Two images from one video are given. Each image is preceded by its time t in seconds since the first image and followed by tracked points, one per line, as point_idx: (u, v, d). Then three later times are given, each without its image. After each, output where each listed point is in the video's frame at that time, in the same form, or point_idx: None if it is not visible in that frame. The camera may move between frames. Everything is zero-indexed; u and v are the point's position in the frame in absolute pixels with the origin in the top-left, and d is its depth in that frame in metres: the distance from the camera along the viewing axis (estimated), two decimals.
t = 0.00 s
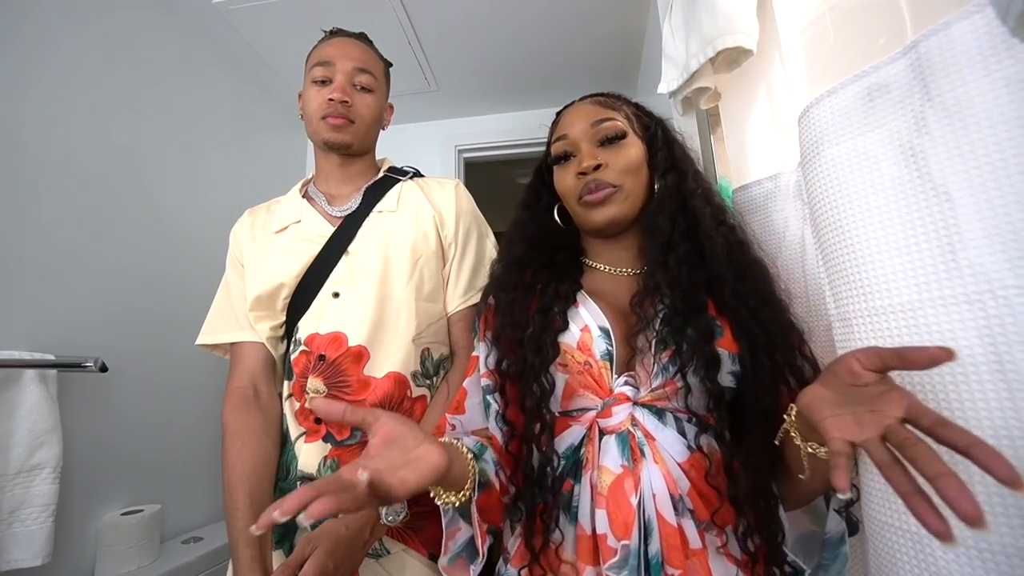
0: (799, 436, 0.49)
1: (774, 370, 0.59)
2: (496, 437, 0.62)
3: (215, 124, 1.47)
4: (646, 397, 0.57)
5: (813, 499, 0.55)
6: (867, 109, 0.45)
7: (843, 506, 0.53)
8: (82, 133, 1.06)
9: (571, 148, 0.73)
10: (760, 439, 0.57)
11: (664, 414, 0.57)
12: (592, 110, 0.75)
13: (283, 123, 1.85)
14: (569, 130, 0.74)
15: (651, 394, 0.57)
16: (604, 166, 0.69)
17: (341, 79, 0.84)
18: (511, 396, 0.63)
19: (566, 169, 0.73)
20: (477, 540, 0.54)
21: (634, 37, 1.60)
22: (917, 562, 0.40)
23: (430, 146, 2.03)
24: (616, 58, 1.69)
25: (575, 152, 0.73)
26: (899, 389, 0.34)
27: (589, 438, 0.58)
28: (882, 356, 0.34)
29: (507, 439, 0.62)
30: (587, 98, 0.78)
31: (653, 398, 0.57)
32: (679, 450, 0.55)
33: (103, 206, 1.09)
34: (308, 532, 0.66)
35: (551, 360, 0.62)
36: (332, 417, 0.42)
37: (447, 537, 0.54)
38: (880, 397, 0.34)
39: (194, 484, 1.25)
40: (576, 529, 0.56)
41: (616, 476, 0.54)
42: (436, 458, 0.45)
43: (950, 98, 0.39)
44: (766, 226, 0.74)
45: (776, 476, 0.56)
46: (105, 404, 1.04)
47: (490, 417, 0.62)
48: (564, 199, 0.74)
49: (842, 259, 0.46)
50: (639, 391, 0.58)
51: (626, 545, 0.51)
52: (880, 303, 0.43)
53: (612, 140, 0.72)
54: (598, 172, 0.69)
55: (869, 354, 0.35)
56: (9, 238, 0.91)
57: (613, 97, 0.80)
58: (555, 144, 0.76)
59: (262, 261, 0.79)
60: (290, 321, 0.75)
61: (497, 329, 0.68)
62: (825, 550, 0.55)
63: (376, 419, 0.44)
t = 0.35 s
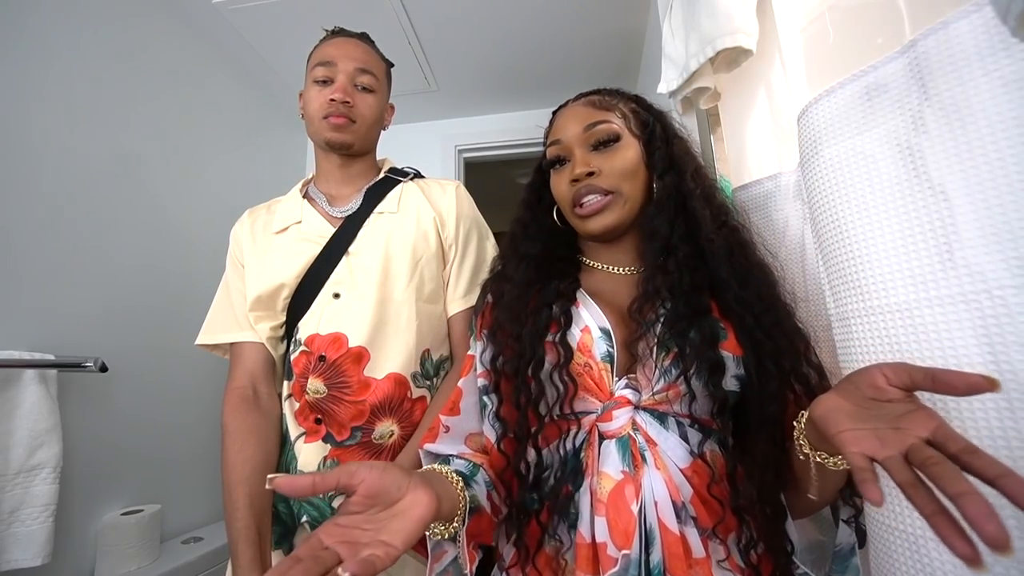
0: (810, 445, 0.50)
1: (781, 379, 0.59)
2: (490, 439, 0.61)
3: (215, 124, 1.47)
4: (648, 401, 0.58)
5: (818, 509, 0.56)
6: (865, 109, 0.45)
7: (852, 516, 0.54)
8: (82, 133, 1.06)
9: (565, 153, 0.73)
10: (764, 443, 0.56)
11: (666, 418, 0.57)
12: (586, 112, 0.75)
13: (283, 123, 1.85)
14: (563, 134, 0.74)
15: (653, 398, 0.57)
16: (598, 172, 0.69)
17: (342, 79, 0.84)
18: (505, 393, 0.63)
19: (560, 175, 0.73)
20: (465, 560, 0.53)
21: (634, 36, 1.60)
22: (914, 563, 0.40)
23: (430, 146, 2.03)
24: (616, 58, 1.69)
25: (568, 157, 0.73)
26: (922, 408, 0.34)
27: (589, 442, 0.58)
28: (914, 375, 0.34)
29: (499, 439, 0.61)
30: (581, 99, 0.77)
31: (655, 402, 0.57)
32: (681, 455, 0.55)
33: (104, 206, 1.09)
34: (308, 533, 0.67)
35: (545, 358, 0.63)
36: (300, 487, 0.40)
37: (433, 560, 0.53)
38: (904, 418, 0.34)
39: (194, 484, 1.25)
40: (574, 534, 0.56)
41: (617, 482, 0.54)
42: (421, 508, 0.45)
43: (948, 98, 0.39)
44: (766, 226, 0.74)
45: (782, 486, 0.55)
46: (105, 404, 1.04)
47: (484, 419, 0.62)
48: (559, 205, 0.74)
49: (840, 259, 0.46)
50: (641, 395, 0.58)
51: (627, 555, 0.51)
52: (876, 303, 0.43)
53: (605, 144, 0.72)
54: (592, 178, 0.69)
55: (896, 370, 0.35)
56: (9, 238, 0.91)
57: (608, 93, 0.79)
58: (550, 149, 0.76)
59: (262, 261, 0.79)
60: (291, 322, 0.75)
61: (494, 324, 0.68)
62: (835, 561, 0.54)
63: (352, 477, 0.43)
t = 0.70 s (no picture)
0: (830, 446, 0.48)
1: (785, 375, 0.59)
2: (480, 444, 0.60)
3: (215, 125, 1.47)
4: (652, 403, 0.57)
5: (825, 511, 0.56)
6: (864, 108, 0.44)
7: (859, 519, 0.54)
8: (83, 133, 1.06)
9: (573, 145, 0.72)
10: (772, 444, 0.56)
11: (670, 421, 0.57)
12: (596, 104, 0.74)
13: (283, 123, 1.85)
14: (571, 127, 0.73)
15: (657, 401, 0.57)
16: (609, 166, 0.68)
17: (341, 79, 0.84)
18: (502, 402, 0.62)
19: (566, 167, 0.71)
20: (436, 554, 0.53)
21: (634, 36, 1.59)
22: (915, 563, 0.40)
23: (430, 147, 2.03)
24: (616, 58, 1.69)
25: (576, 149, 0.71)
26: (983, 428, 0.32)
27: (592, 446, 0.58)
28: (980, 396, 0.33)
29: (495, 448, 0.60)
30: (590, 90, 0.76)
31: (659, 404, 0.57)
32: (686, 459, 0.55)
33: (104, 206, 1.09)
34: (304, 534, 0.68)
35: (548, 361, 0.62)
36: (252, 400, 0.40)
37: (401, 547, 0.52)
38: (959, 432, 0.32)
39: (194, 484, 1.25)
40: (578, 540, 0.56)
41: (622, 488, 0.54)
42: (371, 440, 0.43)
43: (948, 97, 0.38)
44: (767, 226, 0.74)
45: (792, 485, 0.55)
46: (105, 404, 1.04)
47: (475, 421, 0.61)
48: (562, 198, 0.72)
49: (840, 259, 0.46)
50: (645, 397, 0.58)
51: (634, 563, 0.51)
52: (875, 303, 0.43)
53: (615, 139, 0.71)
54: (602, 172, 0.68)
55: (960, 389, 0.34)
56: (9, 239, 0.91)
57: (613, 89, 0.79)
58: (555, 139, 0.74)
59: (261, 261, 0.79)
60: (288, 321, 0.75)
61: (491, 328, 0.67)
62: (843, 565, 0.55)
63: (308, 399, 0.42)
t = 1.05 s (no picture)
0: (835, 450, 0.47)
1: (787, 376, 0.59)
2: (477, 448, 0.61)
3: (215, 125, 1.47)
4: (650, 407, 0.57)
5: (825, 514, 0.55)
6: (864, 108, 0.44)
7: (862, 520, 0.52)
8: (83, 133, 1.06)
9: (582, 138, 0.71)
10: (773, 445, 0.56)
11: (669, 424, 0.57)
12: (606, 98, 0.74)
13: (283, 122, 1.85)
14: (581, 118, 0.72)
15: (656, 404, 0.57)
16: (617, 162, 0.68)
17: (338, 79, 0.84)
18: (499, 405, 0.62)
19: (572, 161, 0.71)
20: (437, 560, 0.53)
21: (635, 37, 1.59)
22: (915, 563, 0.40)
23: (430, 147, 2.03)
24: (616, 59, 1.69)
25: (585, 143, 0.71)
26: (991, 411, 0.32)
27: (590, 451, 0.58)
28: (982, 380, 0.34)
29: (492, 452, 0.61)
30: (600, 86, 0.77)
31: (658, 407, 0.57)
32: (686, 463, 0.55)
33: (104, 205, 1.09)
34: (303, 534, 0.68)
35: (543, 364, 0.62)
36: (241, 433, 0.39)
37: (402, 551, 0.53)
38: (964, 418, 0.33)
39: (194, 485, 1.25)
40: (575, 546, 0.56)
41: (620, 494, 0.54)
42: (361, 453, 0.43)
43: (947, 98, 0.38)
44: (768, 227, 0.74)
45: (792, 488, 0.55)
46: (105, 404, 1.04)
47: (472, 427, 0.62)
48: (567, 192, 0.72)
49: (841, 259, 0.46)
50: (643, 400, 0.58)
51: (633, 570, 0.51)
52: (875, 303, 0.43)
53: (625, 135, 0.70)
54: (610, 168, 0.68)
55: (960, 376, 0.35)
56: (9, 239, 0.91)
57: (626, 86, 0.79)
58: (563, 130, 0.73)
59: (259, 261, 0.79)
60: (287, 322, 0.75)
61: (486, 330, 0.67)
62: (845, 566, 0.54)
63: (299, 417, 0.42)
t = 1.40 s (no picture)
0: (854, 429, 0.46)
1: (787, 383, 0.59)
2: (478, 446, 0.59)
3: (214, 125, 1.47)
4: (647, 407, 0.57)
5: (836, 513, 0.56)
6: (869, 109, 0.44)
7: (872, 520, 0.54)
8: (83, 133, 1.06)
9: (575, 129, 0.71)
10: (774, 453, 0.56)
11: (666, 424, 0.57)
12: (604, 92, 0.73)
13: (283, 122, 1.84)
14: (577, 110, 0.72)
15: (653, 405, 0.57)
16: (609, 157, 0.68)
17: (336, 80, 0.84)
18: (496, 403, 0.62)
19: (566, 153, 0.71)
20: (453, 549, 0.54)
21: (635, 36, 1.59)
22: (921, 560, 0.40)
23: (430, 146, 2.03)
24: (616, 59, 1.69)
25: (579, 135, 0.71)
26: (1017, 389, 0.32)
27: (586, 453, 0.58)
28: (1014, 358, 0.33)
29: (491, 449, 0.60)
30: (602, 80, 0.76)
31: (654, 408, 0.57)
32: (683, 464, 0.55)
33: (103, 205, 1.09)
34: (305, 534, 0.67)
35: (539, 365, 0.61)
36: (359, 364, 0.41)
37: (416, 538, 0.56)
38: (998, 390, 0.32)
39: (195, 485, 1.25)
40: (573, 549, 0.55)
41: (617, 495, 0.54)
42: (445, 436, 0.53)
43: (952, 96, 0.38)
44: (769, 227, 0.74)
45: (792, 494, 0.55)
46: (105, 404, 1.04)
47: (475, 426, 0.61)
48: (558, 183, 0.72)
49: (846, 258, 0.46)
50: (640, 401, 0.58)
51: (630, 572, 0.51)
52: (882, 303, 0.42)
53: (619, 130, 0.70)
54: (601, 162, 0.68)
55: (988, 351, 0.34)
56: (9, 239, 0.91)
57: (627, 83, 0.79)
58: (559, 121, 0.74)
59: (259, 262, 0.79)
60: (287, 324, 0.75)
61: (483, 328, 0.67)
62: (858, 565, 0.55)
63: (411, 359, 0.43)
